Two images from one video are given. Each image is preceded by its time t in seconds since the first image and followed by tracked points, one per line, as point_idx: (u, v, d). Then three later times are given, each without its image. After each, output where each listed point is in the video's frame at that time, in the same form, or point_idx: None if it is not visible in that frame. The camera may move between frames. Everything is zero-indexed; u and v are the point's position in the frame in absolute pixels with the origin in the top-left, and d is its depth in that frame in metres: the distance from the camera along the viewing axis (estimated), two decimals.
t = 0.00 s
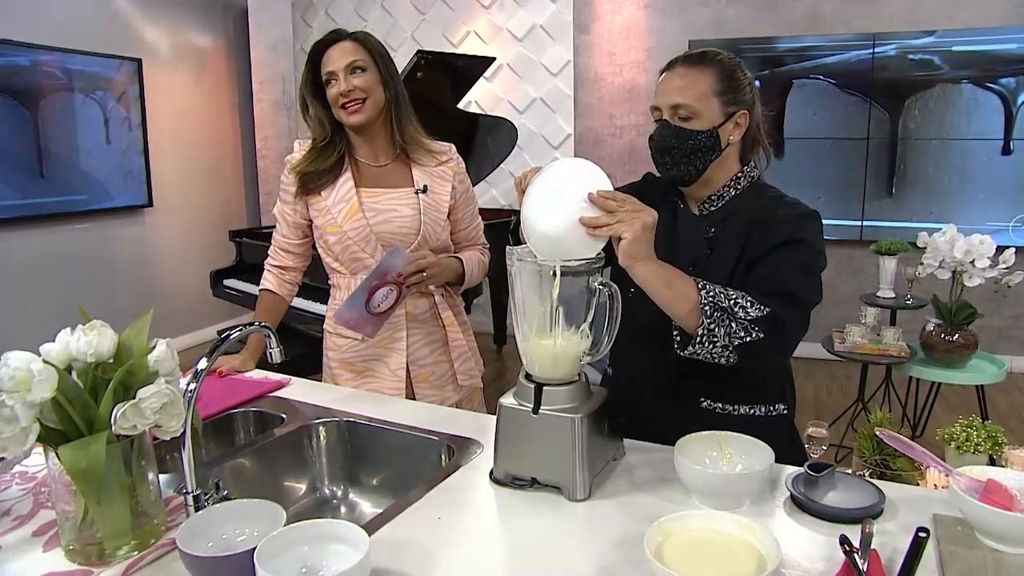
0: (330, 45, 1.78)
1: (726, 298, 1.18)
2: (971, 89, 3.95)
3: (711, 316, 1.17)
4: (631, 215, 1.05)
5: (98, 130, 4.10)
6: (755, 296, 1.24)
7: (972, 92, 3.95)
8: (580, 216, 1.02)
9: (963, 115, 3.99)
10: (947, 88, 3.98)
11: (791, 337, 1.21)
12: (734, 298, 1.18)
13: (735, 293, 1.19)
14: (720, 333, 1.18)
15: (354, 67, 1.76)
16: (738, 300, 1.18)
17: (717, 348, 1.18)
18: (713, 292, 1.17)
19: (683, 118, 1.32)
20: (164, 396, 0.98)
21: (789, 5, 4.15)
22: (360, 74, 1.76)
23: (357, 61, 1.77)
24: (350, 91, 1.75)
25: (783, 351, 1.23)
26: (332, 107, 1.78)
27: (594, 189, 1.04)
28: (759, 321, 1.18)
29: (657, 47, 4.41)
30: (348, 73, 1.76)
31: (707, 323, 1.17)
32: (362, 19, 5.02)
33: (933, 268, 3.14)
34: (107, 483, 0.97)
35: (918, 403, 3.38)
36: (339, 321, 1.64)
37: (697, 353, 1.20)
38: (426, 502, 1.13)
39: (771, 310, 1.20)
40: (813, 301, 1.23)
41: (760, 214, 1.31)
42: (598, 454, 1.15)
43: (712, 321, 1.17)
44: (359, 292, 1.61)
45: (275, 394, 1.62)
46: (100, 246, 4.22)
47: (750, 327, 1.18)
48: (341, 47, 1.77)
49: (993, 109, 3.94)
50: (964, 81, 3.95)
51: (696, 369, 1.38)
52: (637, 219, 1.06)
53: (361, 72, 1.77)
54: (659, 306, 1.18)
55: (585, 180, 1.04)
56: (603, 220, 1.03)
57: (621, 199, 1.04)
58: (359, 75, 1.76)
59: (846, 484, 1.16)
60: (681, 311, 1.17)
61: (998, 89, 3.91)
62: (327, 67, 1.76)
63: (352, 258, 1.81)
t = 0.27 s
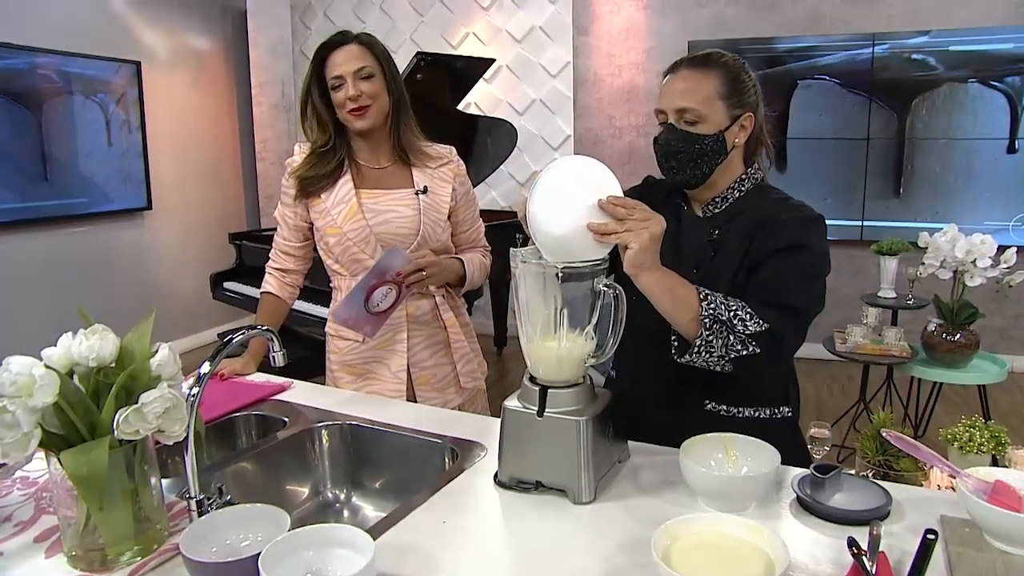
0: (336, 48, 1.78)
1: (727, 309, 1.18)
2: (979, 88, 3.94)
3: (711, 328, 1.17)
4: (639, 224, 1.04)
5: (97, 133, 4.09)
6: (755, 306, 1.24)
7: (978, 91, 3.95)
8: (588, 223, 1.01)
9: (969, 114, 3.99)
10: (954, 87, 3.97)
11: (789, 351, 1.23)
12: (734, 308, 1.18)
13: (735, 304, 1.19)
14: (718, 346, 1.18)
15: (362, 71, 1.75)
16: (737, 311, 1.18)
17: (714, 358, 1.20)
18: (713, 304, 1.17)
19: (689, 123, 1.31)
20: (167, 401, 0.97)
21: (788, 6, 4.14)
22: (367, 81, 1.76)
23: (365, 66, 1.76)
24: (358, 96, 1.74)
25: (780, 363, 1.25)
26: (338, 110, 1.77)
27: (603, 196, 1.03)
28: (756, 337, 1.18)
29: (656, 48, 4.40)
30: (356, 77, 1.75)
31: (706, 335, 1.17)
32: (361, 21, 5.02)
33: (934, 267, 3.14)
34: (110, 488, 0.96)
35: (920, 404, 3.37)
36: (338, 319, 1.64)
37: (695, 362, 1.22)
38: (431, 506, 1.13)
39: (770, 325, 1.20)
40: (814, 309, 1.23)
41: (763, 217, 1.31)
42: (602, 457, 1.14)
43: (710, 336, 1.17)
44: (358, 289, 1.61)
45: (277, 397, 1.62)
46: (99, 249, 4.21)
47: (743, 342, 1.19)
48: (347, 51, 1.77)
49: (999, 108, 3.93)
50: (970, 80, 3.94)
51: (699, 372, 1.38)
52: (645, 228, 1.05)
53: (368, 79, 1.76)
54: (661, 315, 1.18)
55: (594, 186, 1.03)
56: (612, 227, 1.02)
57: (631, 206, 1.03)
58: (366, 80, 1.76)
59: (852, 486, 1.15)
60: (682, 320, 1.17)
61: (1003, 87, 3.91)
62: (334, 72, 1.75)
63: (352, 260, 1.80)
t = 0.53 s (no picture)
0: (360, 42, 1.77)
1: (734, 308, 1.17)
2: (998, 83, 3.91)
3: (719, 328, 1.17)
4: (650, 225, 1.04)
5: (102, 131, 4.09)
6: (761, 305, 1.23)
7: (995, 86, 3.91)
8: (598, 221, 1.01)
9: (986, 110, 3.95)
10: (972, 82, 3.94)
11: (796, 348, 1.22)
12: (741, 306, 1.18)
13: (743, 304, 1.18)
14: (724, 345, 1.19)
15: (391, 68, 1.75)
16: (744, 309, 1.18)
17: (720, 357, 1.20)
18: (721, 304, 1.17)
19: (699, 119, 1.30)
20: (175, 400, 0.96)
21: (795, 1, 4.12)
22: (395, 78, 1.77)
23: (392, 63, 1.77)
24: (385, 92, 1.74)
25: (787, 364, 1.25)
26: (360, 105, 1.76)
27: (616, 192, 1.02)
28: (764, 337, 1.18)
29: (662, 44, 4.38)
30: (385, 73, 1.75)
31: (713, 335, 1.17)
32: (366, 18, 5.00)
33: (943, 264, 3.12)
34: (118, 488, 0.96)
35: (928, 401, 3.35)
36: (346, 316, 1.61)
37: (701, 360, 1.22)
38: (440, 505, 1.12)
39: (777, 324, 1.20)
40: (823, 307, 1.22)
41: (773, 213, 1.30)
42: (613, 456, 1.13)
43: (717, 334, 1.17)
44: (367, 285, 1.59)
45: (285, 395, 1.61)
46: (105, 247, 4.21)
47: (752, 342, 1.18)
48: (372, 46, 1.76)
49: (1015, 103, 3.90)
50: (988, 75, 3.91)
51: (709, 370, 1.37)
52: (656, 228, 1.04)
53: (395, 76, 1.77)
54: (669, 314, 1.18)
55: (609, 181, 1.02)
56: (623, 226, 1.01)
57: (643, 206, 1.03)
58: (394, 77, 1.76)
59: (866, 485, 1.14)
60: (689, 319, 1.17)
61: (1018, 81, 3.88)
62: (360, 66, 1.74)
63: (359, 257, 1.79)
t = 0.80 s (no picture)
0: (383, 43, 1.77)
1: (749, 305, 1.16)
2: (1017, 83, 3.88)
3: (735, 324, 1.15)
4: (670, 215, 1.03)
5: (109, 130, 4.09)
6: (774, 303, 1.22)
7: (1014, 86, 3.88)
8: (621, 212, 1.00)
9: (1004, 110, 3.93)
10: (991, 83, 3.91)
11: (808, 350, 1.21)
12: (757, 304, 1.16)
13: (758, 301, 1.17)
14: (737, 341, 1.17)
15: (413, 70, 1.77)
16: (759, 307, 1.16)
17: (735, 353, 1.18)
18: (740, 300, 1.15)
19: (716, 121, 1.29)
20: (183, 401, 0.96)
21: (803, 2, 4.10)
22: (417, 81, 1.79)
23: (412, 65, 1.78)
24: (409, 94, 1.75)
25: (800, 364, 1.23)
26: (381, 105, 1.76)
27: (638, 182, 1.01)
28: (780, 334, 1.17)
29: (669, 45, 4.37)
30: (408, 75, 1.77)
31: (730, 330, 1.16)
32: (372, 17, 5.00)
33: (952, 267, 3.10)
34: (126, 489, 0.95)
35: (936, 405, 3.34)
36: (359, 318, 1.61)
37: (715, 356, 1.20)
38: (448, 508, 1.11)
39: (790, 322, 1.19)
40: (835, 309, 1.21)
41: (785, 215, 1.29)
42: (623, 460, 1.12)
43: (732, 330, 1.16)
44: (380, 284, 1.59)
45: (291, 396, 1.60)
46: (110, 246, 4.21)
47: (765, 340, 1.17)
48: (395, 48, 1.77)
49: None
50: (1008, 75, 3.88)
51: (720, 371, 1.36)
52: (677, 219, 1.04)
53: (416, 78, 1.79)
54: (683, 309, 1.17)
55: (629, 171, 1.01)
56: (644, 217, 1.01)
57: (665, 197, 1.02)
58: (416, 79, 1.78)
59: (879, 492, 1.13)
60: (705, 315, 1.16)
61: None
62: (385, 66, 1.74)
63: (368, 258, 1.78)
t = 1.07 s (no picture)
0: (387, 42, 1.76)
1: (752, 305, 1.15)
2: None
3: (736, 323, 1.15)
4: (672, 216, 1.03)
5: (111, 128, 4.08)
6: (777, 303, 1.22)
7: None
8: (622, 212, 0.99)
9: (1014, 111, 3.91)
10: (1004, 83, 3.90)
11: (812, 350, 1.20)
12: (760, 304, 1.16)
13: (761, 300, 1.17)
14: (740, 340, 1.17)
15: (416, 70, 1.77)
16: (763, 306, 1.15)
17: (735, 351, 1.18)
18: (740, 299, 1.15)
19: (724, 123, 1.28)
20: (187, 401, 0.95)
21: (807, 2, 4.10)
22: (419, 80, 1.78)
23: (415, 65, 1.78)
24: (412, 94, 1.74)
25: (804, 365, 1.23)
26: (384, 105, 1.75)
27: (641, 182, 1.00)
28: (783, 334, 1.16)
29: (673, 45, 4.36)
30: (411, 75, 1.76)
31: (730, 330, 1.15)
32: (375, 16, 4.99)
33: (956, 268, 3.10)
34: (129, 489, 0.95)
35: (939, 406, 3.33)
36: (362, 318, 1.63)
37: (714, 354, 1.20)
38: (452, 509, 1.10)
39: (794, 322, 1.19)
40: (840, 309, 1.20)
41: (790, 215, 1.28)
42: (628, 461, 1.12)
43: (734, 329, 1.15)
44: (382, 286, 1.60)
45: (294, 395, 1.60)
46: (112, 244, 4.21)
47: (767, 339, 1.17)
48: (397, 47, 1.76)
49: None
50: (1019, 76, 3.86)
51: (725, 372, 1.35)
52: (677, 220, 1.03)
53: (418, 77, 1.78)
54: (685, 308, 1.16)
55: (634, 171, 1.00)
56: (645, 216, 1.00)
57: (667, 197, 1.01)
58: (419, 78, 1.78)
59: (886, 494, 1.12)
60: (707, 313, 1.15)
61: None
62: (387, 66, 1.74)
63: (371, 258, 1.78)
